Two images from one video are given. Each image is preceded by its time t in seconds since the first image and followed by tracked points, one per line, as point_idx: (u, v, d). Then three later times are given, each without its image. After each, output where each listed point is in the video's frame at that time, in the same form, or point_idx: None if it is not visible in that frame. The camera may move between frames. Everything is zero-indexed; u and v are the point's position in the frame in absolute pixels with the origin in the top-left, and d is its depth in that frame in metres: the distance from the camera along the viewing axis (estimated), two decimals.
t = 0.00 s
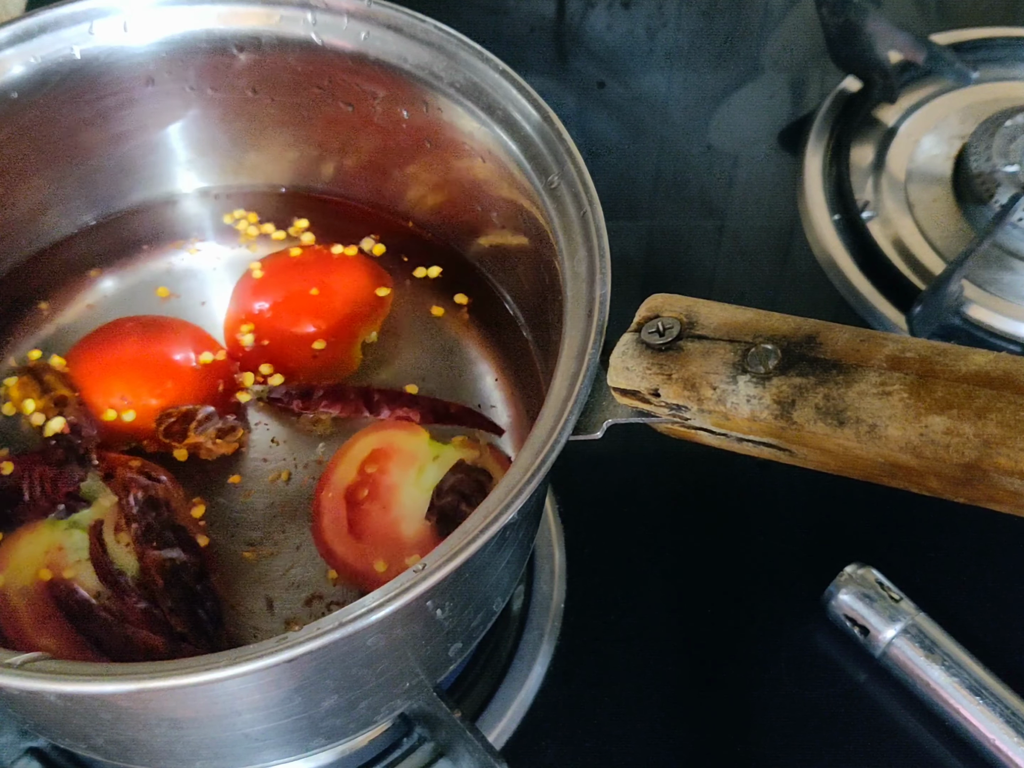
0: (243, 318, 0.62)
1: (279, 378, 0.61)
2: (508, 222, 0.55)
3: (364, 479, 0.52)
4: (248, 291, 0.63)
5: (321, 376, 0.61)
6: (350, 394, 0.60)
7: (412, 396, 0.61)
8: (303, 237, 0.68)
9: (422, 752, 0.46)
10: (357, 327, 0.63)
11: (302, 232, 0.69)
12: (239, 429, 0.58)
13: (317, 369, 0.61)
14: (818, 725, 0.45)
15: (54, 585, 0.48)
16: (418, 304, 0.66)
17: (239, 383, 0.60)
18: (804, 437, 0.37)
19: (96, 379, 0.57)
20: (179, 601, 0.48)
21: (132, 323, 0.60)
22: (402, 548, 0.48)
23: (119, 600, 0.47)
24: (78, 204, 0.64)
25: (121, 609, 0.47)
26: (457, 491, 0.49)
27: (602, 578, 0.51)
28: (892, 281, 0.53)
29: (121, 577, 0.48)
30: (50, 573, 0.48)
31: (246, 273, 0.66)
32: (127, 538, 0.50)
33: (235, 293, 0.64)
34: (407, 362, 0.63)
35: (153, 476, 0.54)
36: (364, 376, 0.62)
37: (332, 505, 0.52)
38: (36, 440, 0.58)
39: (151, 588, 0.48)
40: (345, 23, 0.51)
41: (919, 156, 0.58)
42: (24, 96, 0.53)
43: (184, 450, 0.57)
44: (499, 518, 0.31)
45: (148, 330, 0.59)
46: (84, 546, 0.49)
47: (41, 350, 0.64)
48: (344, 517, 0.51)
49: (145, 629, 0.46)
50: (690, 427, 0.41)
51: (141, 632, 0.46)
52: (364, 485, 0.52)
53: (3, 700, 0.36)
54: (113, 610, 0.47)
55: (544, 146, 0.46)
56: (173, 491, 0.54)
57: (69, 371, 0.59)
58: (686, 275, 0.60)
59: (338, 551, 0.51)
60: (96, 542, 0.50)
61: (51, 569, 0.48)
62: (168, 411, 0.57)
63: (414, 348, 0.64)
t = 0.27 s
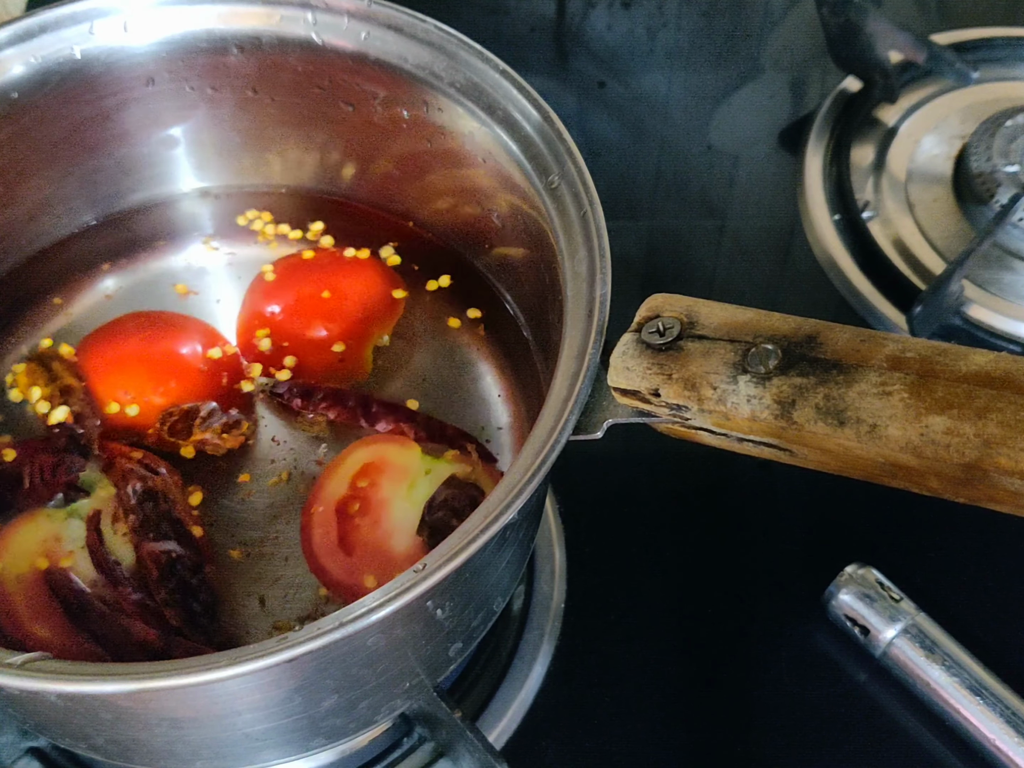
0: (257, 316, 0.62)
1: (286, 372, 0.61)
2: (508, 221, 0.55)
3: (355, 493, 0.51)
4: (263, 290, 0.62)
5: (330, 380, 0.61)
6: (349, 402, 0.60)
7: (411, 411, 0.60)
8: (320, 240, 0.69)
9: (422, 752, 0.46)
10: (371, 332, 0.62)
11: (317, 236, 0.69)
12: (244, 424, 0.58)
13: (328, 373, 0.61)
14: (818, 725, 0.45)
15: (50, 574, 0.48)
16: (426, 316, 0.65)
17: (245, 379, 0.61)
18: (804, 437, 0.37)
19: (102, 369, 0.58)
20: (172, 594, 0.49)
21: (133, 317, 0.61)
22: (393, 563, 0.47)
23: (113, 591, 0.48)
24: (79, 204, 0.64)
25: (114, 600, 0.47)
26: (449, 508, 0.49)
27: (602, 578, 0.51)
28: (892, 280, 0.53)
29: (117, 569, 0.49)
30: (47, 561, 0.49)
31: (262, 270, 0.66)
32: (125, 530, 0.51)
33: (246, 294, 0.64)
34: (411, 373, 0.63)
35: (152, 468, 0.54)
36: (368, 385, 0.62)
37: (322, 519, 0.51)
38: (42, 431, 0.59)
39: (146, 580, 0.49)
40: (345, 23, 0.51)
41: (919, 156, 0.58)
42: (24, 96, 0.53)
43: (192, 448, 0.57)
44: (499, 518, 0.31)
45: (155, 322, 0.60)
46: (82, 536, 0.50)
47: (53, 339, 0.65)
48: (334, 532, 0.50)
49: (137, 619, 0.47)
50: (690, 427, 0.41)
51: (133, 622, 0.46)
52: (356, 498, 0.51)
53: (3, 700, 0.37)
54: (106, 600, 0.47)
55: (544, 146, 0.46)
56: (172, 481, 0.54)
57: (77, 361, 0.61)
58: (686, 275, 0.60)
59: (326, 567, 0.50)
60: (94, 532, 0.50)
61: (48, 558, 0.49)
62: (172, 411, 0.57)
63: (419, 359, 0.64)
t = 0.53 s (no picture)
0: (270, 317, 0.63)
1: (295, 374, 0.61)
2: (508, 221, 0.55)
3: (345, 506, 0.51)
4: (276, 294, 0.64)
5: (340, 383, 0.61)
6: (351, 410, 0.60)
7: (410, 425, 0.60)
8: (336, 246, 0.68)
9: (423, 752, 0.46)
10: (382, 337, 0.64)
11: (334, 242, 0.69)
12: (248, 419, 0.59)
13: (339, 375, 0.62)
14: (818, 725, 0.45)
15: (46, 562, 0.50)
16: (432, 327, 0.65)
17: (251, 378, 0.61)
18: (805, 437, 0.37)
19: (111, 362, 0.60)
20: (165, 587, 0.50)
21: (138, 316, 0.63)
22: (380, 578, 0.47)
23: (106, 581, 0.49)
24: (79, 204, 0.64)
25: (107, 591, 0.49)
26: (440, 523, 0.49)
27: (602, 578, 0.51)
28: (893, 280, 0.53)
29: (111, 559, 0.50)
30: (43, 549, 0.50)
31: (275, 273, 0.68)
32: (122, 521, 0.52)
33: (257, 297, 0.66)
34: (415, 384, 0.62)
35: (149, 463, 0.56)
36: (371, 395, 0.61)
37: (313, 532, 0.51)
38: (44, 421, 0.59)
39: (140, 572, 0.50)
40: (346, 23, 0.51)
41: (920, 156, 0.58)
42: (25, 96, 0.53)
43: (199, 445, 0.57)
44: (499, 518, 0.31)
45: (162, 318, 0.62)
46: (78, 526, 0.52)
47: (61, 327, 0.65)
48: (322, 545, 0.51)
49: (130, 612, 0.48)
50: (690, 427, 0.41)
51: (125, 615, 0.48)
52: (346, 513, 0.51)
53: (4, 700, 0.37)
54: (98, 590, 0.49)
55: (545, 146, 0.46)
56: (168, 472, 0.56)
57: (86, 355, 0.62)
58: (687, 275, 0.60)
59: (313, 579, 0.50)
60: (91, 522, 0.52)
61: (44, 546, 0.50)
62: (176, 409, 0.58)
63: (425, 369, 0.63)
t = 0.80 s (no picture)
0: (280, 318, 0.63)
1: (300, 381, 0.61)
2: (509, 221, 0.55)
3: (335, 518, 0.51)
4: (288, 297, 0.64)
5: (347, 391, 0.61)
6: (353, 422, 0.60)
7: (411, 441, 0.59)
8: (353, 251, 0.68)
9: (423, 752, 0.46)
10: (391, 345, 0.63)
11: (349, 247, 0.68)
12: (252, 417, 0.59)
13: (347, 383, 0.61)
14: (818, 725, 0.45)
15: (42, 550, 0.50)
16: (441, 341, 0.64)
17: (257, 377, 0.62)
18: (805, 437, 0.37)
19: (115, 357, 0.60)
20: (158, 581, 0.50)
21: (142, 313, 0.63)
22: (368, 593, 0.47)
23: (100, 573, 0.50)
24: (80, 204, 0.65)
25: (101, 583, 0.49)
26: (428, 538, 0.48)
27: (602, 578, 0.51)
28: (893, 280, 0.53)
29: (107, 550, 0.51)
30: (39, 538, 0.51)
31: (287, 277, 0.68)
32: (120, 513, 0.52)
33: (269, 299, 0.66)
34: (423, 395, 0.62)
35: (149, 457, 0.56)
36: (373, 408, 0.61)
37: (301, 543, 0.51)
38: (49, 409, 0.60)
39: (134, 565, 0.51)
40: (347, 23, 0.51)
41: (920, 156, 0.58)
42: (25, 96, 0.53)
43: (206, 444, 0.57)
44: (499, 518, 0.31)
45: (164, 316, 0.63)
46: (76, 515, 0.52)
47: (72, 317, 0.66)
48: (310, 557, 0.51)
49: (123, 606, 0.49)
50: (691, 427, 0.41)
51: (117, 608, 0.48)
52: (335, 526, 0.51)
53: (4, 700, 0.37)
54: (91, 582, 0.49)
55: (545, 146, 0.46)
56: (167, 466, 0.56)
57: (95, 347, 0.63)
58: (687, 275, 0.60)
59: (300, 591, 0.50)
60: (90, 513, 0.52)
61: (41, 534, 0.51)
62: (179, 410, 0.58)
63: (432, 381, 0.62)
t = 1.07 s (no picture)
0: (289, 323, 0.63)
1: (303, 391, 0.61)
2: (510, 221, 0.55)
3: (323, 529, 0.50)
4: (297, 302, 0.64)
5: (351, 401, 0.60)
6: (350, 435, 0.59)
7: (411, 457, 0.58)
8: (369, 257, 0.68)
9: (423, 752, 0.46)
10: (400, 354, 0.63)
11: (364, 254, 0.68)
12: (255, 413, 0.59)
13: (352, 392, 0.61)
14: (819, 725, 0.45)
15: (38, 537, 0.50)
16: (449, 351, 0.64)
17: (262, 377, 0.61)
18: (805, 437, 0.37)
19: (122, 350, 0.61)
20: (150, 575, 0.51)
21: (147, 310, 0.64)
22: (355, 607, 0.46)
23: (93, 564, 0.50)
24: (80, 205, 0.65)
25: (93, 572, 0.49)
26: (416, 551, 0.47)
27: (603, 578, 0.51)
28: (893, 279, 0.53)
29: (102, 541, 0.51)
30: (37, 525, 0.51)
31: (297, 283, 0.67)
32: (117, 505, 0.53)
33: (281, 302, 0.66)
34: (427, 406, 0.61)
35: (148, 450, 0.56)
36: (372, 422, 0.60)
37: (288, 554, 0.51)
38: (55, 398, 0.60)
39: (128, 557, 0.51)
40: (347, 23, 0.51)
41: (920, 156, 0.58)
42: (25, 96, 0.53)
43: (212, 443, 0.57)
44: (500, 518, 0.31)
45: (169, 312, 0.63)
46: (74, 503, 0.53)
47: (85, 307, 0.67)
48: (297, 568, 0.50)
49: (115, 597, 0.49)
50: (691, 427, 0.41)
51: (108, 599, 0.49)
52: (323, 537, 0.50)
53: (5, 700, 0.37)
54: (83, 571, 0.49)
55: (546, 146, 0.46)
56: (167, 460, 0.56)
57: (104, 338, 0.63)
58: (687, 275, 0.60)
59: (285, 603, 0.49)
60: (87, 503, 0.53)
61: (38, 522, 0.51)
62: (181, 411, 0.58)
63: (436, 392, 0.62)
